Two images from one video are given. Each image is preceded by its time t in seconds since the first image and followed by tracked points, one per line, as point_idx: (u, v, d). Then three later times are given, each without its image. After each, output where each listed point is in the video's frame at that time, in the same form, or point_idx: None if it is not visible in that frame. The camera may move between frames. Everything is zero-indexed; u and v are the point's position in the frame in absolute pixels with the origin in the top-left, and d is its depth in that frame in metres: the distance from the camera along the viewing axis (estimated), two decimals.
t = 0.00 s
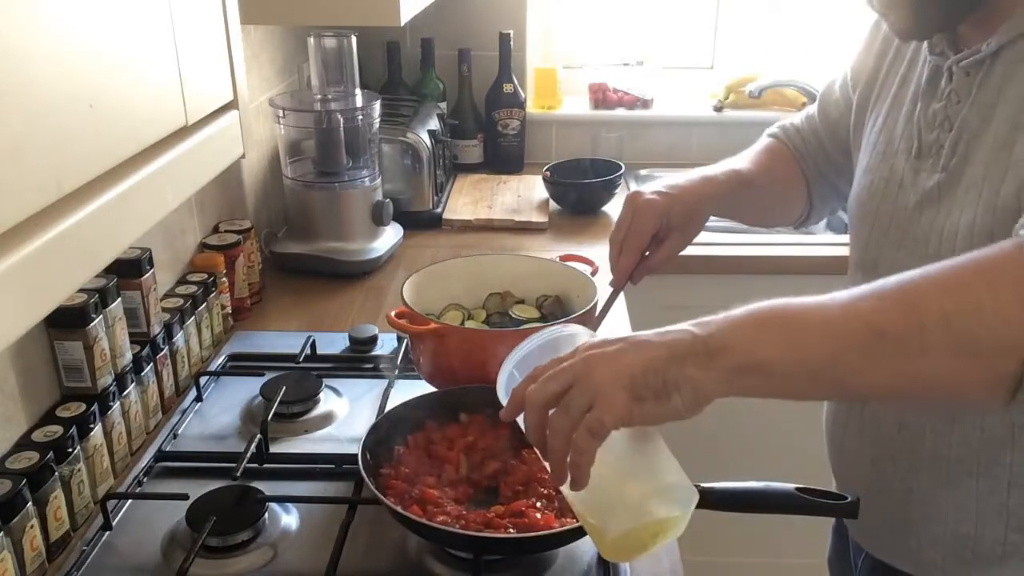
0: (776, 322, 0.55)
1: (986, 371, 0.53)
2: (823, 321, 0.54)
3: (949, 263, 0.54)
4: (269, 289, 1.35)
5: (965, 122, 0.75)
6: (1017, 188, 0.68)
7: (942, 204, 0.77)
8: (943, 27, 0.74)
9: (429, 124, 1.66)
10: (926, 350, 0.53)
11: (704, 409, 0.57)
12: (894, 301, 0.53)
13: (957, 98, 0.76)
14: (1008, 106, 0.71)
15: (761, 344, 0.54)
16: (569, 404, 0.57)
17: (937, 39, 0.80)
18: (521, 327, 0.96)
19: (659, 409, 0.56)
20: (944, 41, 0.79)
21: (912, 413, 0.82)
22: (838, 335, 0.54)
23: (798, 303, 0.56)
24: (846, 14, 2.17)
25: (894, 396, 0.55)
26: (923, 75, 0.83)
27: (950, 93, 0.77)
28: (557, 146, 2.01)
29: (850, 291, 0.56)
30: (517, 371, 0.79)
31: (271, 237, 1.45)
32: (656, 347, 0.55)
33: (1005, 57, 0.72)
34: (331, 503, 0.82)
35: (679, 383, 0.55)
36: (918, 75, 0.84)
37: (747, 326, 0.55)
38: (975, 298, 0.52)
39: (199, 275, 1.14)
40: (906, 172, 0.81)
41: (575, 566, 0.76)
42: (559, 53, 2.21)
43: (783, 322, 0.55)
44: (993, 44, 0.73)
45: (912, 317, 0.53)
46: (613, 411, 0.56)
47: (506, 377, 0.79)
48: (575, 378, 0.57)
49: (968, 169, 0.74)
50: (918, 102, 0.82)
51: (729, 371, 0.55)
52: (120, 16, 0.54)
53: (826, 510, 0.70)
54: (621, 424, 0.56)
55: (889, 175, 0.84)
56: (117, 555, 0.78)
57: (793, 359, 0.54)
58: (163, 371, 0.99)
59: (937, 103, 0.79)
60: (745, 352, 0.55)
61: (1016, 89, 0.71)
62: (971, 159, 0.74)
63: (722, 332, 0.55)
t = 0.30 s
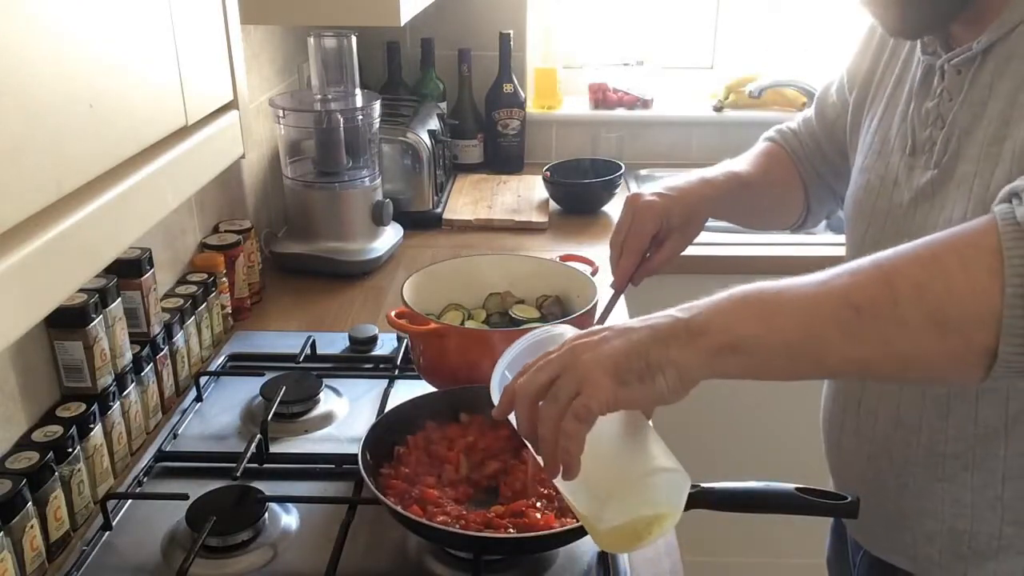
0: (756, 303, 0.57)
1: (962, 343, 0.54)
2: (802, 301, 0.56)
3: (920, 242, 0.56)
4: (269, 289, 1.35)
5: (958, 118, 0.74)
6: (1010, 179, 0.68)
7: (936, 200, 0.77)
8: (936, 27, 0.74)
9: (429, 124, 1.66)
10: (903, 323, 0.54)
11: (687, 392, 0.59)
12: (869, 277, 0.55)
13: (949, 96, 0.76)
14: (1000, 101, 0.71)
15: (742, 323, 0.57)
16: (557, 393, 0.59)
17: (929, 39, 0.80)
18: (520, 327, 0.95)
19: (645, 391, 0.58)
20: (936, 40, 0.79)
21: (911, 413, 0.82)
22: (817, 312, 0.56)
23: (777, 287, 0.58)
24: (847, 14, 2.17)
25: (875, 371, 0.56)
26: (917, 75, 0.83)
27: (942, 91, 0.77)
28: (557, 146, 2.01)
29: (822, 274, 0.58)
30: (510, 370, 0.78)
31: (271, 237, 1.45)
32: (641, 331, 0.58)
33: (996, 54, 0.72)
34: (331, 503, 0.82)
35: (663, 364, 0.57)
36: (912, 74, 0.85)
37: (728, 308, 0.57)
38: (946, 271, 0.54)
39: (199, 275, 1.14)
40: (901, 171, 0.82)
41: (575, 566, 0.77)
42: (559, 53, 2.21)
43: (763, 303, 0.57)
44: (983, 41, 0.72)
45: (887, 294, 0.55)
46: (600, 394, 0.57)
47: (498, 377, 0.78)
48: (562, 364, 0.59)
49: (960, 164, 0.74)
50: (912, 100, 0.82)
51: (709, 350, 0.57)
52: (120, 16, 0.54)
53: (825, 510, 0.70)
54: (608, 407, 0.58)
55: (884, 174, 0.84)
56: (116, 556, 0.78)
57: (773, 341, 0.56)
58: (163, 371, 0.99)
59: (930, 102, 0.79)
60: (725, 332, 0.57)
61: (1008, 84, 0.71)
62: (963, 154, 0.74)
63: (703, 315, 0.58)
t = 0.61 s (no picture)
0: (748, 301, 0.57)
1: (952, 338, 0.54)
2: (793, 298, 0.56)
3: (909, 238, 0.56)
4: (269, 289, 1.35)
5: (954, 118, 0.74)
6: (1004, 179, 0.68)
7: (933, 199, 0.77)
8: (936, 26, 0.74)
9: (430, 124, 1.66)
10: (893, 319, 0.54)
11: (681, 390, 0.59)
12: (858, 273, 0.56)
13: (945, 95, 0.76)
14: (995, 101, 0.71)
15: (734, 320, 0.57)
16: (551, 393, 0.59)
17: (926, 38, 0.80)
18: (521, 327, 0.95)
19: (637, 389, 0.58)
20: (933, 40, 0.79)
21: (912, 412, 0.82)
22: (807, 309, 0.56)
23: (767, 284, 0.58)
24: (849, 13, 2.17)
25: (866, 367, 0.56)
26: (914, 73, 0.83)
27: (938, 90, 0.77)
28: (556, 146, 2.01)
29: (812, 271, 0.58)
30: (507, 374, 0.78)
31: (271, 237, 1.45)
32: (633, 331, 0.59)
33: (991, 52, 0.72)
34: (331, 503, 0.82)
35: (654, 362, 0.58)
36: (909, 73, 0.84)
37: (720, 306, 0.58)
38: (935, 267, 0.54)
39: (199, 275, 1.14)
40: (898, 169, 0.82)
41: (575, 566, 0.77)
42: (559, 53, 2.21)
43: (753, 300, 0.57)
44: (979, 40, 0.72)
45: (876, 289, 0.55)
46: (595, 395, 0.57)
47: (495, 380, 0.78)
48: (556, 366, 0.59)
49: (956, 163, 0.74)
50: (909, 99, 0.82)
51: (701, 348, 0.57)
52: (120, 16, 0.54)
53: (826, 510, 0.70)
54: (602, 406, 0.58)
55: (881, 174, 0.84)
56: (116, 556, 0.78)
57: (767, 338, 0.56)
58: (163, 371, 0.99)
59: (926, 101, 0.79)
60: (718, 329, 0.57)
61: (1002, 82, 0.71)
62: (959, 154, 0.74)
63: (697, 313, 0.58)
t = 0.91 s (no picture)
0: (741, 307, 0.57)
1: (945, 346, 0.54)
2: (787, 304, 0.56)
3: (903, 245, 0.56)
4: (269, 289, 1.35)
5: (952, 118, 0.74)
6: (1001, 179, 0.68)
7: (931, 198, 0.77)
8: (935, 25, 0.75)
9: (430, 124, 1.66)
10: (886, 327, 0.54)
11: (677, 395, 0.59)
12: (852, 280, 0.56)
13: (944, 94, 0.76)
14: (993, 100, 0.71)
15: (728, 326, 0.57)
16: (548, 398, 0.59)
17: (927, 36, 0.80)
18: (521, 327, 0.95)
19: (633, 395, 0.58)
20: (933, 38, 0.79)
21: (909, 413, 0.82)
22: (800, 315, 0.56)
23: (762, 290, 0.59)
24: (849, 13, 2.17)
25: (860, 374, 0.56)
26: (914, 72, 0.83)
27: (937, 88, 0.77)
28: (556, 146, 2.01)
29: (807, 276, 0.59)
30: (506, 379, 0.78)
31: (271, 237, 1.45)
32: (628, 336, 0.59)
33: (990, 51, 0.72)
34: (332, 503, 0.82)
35: (649, 367, 0.58)
36: (908, 71, 0.84)
37: (714, 311, 0.58)
38: (928, 275, 0.54)
39: (199, 275, 1.14)
40: (896, 168, 0.82)
41: (574, 566, 0.77)
42: (559, 53, 2.21)
43: (748, 306, 0.57)
44: (978, 38, 0.72)
45: (869, 295, 0.55)
46: (593, 400, 0.57)
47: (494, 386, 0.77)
48: (552, 371, 0.59)
49: (954, 162, 0.74)
50: (908, 98, 0.82)
51: (696, 353, 0.57)
52: (120, 16, 0.54)
53: (825, 510, 0.70)
54: (599, 412, 0.58)
55: (880, 172, 0.84)
56: (116, 556, 0.78)
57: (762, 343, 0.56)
58: (163, 371, 0.99)
59: (925, 100, 0.79)
60: (711, 336, 0.57)
61: (1000, 81, 0.71)
62: (956, 153, 0.74)
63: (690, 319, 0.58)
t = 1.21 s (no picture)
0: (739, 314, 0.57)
1: (943, 359, 0.54)
2: (785, 312, 0.56)
3: (902, 255, 0.56)
4: (268, 289, 1.35)
5: (953, 118, 0.74)
6: (1002, 181, 0.68)
7: (932, 199, 0.77)
8: (938, 24, 0.75)
9: (430, 124, 1.66)
10: (884, 339, 0.54)
11: (673, 401, 0.59)
12: (849, 291, 0.55)
13: (947, 94, 0.76)
14: (996, 101, 0.71)
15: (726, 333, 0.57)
16: (545, 404, 0.59)
17: (931, 35, 0.80)
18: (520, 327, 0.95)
19: (629, 402, 0.58)
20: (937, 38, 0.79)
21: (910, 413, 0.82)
22: (797, 324, 0.56)
23: (760, 296, 0.58)
24: (849, 13, 2.17)
25: (857, 385, 0.56)
26: (917, 71, 0.83)
27: (940, 88, 0.77)
28: (556, 146, 2.01)
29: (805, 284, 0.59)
30: (503, 383, 0.78)
31: (271, 237, 1.45)
32: (625, 342, 0.59)
33: (994, 52, 0.72)
34: (332, 502, 0.82)
35: (646, 374, 0.58)
36: (911, 71, 0.84)
37: (712, 318, 0.58)
38: (926, 287, 0.54)
39: (199, 275, 1.14)
40: (898, 167, 0.82)
41: (574, 566, 0.77)
42: (559, 53, 2.21)
43: (745, 314, 0.57)
44: (981, 38, 0.72)
45: (866, 306, 0.55)
46: (589, 407, 0.57)
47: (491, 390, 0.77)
48: (549, 377, 0.59)
49: (955, 162, 0.74)
50: (910, 98, 0.82)
51: (692, 360, 0.57)
52: (119, 16, 0.54)
53: (825, 510, 0.70)
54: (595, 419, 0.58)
55: (882, 172, 0.84)
56: (117, 556, 0.78)
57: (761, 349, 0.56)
58: (163, 371, 0.99)
59: (927, 100, 0.79)
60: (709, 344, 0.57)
61: (1003, 82, 0.71)
62: (958, 152, 0.74)
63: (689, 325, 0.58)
